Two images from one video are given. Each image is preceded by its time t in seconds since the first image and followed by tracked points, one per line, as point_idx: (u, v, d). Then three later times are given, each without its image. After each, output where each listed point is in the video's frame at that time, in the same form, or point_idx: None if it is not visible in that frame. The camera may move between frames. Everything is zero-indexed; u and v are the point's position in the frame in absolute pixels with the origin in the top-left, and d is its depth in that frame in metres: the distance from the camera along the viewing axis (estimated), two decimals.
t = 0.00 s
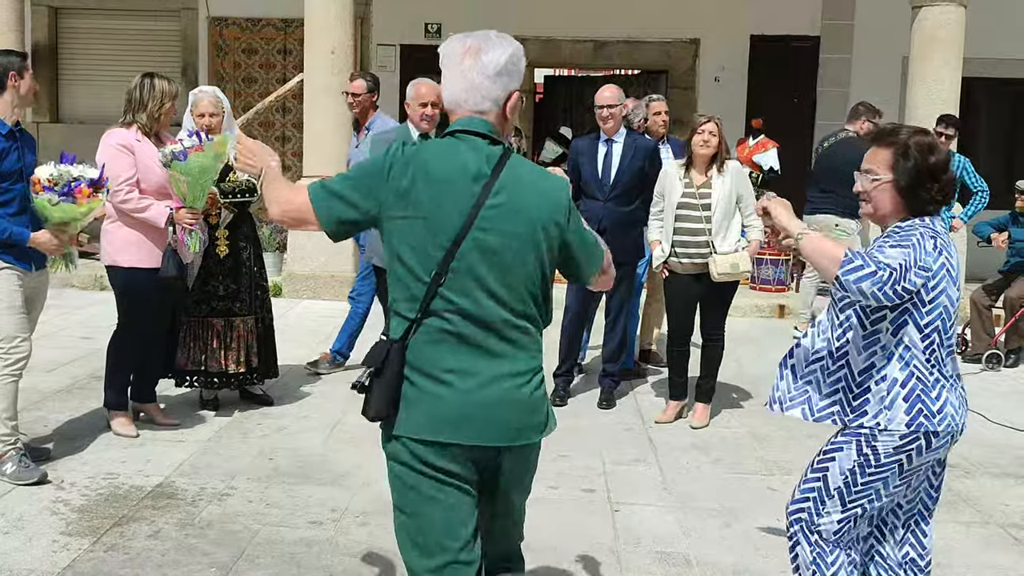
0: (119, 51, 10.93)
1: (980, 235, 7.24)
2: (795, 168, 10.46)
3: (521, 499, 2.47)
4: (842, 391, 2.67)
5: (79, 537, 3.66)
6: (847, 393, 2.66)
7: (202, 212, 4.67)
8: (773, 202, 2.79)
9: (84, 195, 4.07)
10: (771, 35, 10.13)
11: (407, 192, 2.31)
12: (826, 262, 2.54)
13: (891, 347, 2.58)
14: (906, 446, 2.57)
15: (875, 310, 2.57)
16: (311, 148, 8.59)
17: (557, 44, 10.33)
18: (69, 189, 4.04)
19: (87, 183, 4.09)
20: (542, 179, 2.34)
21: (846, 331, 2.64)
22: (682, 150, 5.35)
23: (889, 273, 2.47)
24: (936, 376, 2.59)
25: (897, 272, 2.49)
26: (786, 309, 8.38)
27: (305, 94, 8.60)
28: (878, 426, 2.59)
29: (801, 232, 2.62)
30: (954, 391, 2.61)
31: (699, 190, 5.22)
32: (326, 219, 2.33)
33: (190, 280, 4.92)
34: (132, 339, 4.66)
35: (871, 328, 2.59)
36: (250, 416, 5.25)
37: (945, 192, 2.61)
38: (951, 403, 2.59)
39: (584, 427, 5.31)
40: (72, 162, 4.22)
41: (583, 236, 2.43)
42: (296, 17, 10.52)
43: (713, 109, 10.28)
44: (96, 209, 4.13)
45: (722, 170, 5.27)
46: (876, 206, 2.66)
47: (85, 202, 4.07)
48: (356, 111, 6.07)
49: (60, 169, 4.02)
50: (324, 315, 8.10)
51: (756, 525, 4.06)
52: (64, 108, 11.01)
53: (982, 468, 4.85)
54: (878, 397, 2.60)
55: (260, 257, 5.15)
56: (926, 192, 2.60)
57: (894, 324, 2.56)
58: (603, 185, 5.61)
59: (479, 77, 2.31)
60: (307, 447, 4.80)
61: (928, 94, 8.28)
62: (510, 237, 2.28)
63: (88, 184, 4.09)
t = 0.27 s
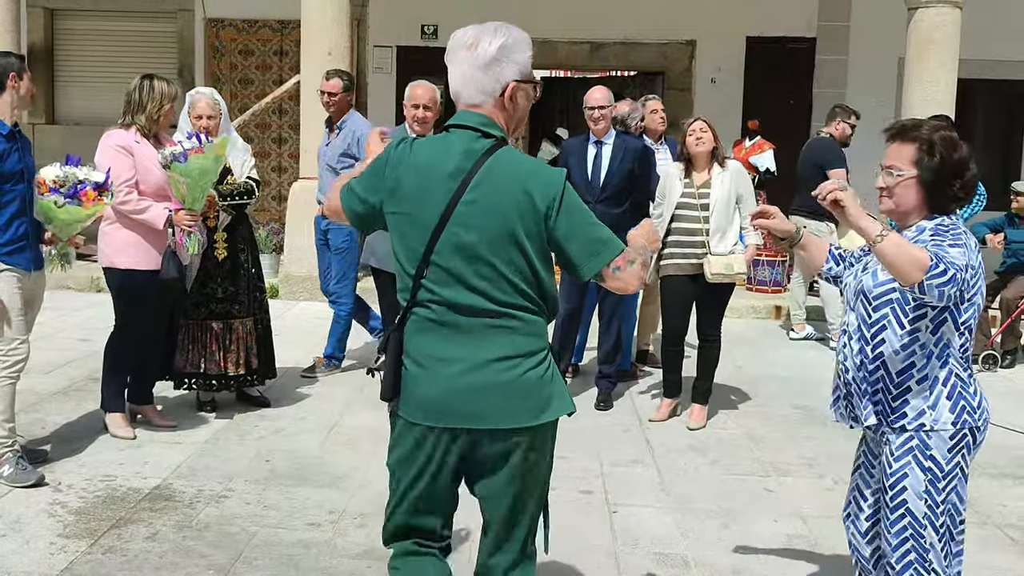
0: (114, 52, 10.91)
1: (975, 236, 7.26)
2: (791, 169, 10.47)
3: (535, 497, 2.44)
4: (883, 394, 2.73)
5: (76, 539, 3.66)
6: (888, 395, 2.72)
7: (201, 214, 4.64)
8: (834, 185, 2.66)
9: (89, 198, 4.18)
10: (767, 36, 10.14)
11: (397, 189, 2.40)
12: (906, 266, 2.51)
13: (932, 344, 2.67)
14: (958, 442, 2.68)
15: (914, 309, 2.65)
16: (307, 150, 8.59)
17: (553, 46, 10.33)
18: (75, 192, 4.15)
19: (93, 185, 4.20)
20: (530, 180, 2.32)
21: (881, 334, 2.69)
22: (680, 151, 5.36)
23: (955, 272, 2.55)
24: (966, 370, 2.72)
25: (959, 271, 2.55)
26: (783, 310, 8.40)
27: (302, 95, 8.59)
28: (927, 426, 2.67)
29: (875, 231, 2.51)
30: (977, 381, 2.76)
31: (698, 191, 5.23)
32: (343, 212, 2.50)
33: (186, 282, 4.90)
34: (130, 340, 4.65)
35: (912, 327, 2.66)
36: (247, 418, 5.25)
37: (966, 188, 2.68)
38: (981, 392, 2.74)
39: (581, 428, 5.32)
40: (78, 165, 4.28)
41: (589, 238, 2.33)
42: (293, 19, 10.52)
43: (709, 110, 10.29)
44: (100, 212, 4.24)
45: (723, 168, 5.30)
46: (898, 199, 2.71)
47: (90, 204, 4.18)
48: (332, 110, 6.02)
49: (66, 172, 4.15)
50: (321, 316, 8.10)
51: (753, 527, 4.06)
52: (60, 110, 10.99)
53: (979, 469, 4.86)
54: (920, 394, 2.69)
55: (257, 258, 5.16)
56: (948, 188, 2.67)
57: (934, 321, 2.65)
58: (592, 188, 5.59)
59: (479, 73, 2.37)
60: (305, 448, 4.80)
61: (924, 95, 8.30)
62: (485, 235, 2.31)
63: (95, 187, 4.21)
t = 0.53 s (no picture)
0: (113, 53, 10.90)
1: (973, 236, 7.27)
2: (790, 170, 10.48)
3: (520, 470, 2.53)
4: (905, 400, 2.70)
5: (75, 540, 3.65)
6: (912, 401, 2.69)
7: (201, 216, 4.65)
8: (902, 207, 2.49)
9: (96, 208, 4.17)
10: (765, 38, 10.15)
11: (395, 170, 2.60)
12: (956, 281, 2.52)
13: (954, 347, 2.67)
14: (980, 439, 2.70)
15: (938, 311, 2.65)
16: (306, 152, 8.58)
17: (551, 47, 10.33)
18: (82, 203, 4.16)
19: (100, 195, 4.20)
20: (487, 145, 2.42)
21: (904, 338, 2.68)
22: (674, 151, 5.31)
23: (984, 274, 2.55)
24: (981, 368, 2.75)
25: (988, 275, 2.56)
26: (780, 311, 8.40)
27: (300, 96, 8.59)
28: (950, 427, 2.68)
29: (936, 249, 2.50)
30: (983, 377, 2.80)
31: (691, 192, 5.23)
32: (366, 187, 2.73)
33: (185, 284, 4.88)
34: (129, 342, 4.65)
35: (935, 331, 2.65)
36: (246, 419, 5.25)
37: (978, 191, 2.69)
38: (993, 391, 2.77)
39: (580, 429, 5.32)
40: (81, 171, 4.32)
41: (554, 193, 2.38)
42: (291, 20, 10.50)
43: (707, 111, 10.29)
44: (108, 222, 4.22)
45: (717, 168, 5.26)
46: (910, 192, 2.73)
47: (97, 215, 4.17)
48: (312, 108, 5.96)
49: (74, 183, 4.16)
50: (319, 317, 8.09)
51: (753, 528, 4.06)
52: (58, 111, 10.98)
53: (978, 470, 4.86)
54: (945, 396, 2.68)
55: (255, 259, 5.16)
56: (961, 188, 2.68)
57: (955, 324, 2.66)
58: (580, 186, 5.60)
59: (469, 57, 2.48)
60: (304, 449, 4.79)
61: (921, 96, 8.31)
62: (450, 203, 2.45)
63: (101, 197, 4.21)
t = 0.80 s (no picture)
0: (112, 54, 10.90)
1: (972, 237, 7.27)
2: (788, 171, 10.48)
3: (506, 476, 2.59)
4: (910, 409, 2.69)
5: (75, 541, 3.65)
6: (917, 411, 2.69)
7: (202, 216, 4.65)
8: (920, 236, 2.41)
9: (98, 211, 4.18)
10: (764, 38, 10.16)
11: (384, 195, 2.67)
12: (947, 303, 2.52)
13: (957, 355, 2.67)
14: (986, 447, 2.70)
15: (940, 321, 2.64)
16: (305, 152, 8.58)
17: (551, 48, 10.32)
18: (84, 205, 4.16)
19: (102, 199, 4.20)
20: (452, 174, 2.47)
21: (907, 348, 2.68)
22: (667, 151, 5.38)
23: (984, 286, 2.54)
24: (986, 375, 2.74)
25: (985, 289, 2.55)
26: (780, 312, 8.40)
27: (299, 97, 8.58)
28: (957, 435, 2.68)
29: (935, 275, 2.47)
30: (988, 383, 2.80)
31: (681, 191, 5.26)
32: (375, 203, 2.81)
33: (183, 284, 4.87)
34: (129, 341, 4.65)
35: (937, 341, 2.65)
36: (246, 420, 5.25)
37: (981, 203, 2.70)
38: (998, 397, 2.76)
39: (579, 429, 5.32)
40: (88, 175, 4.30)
41: (514, 223, 2.38)
42: (290, 20, 10.48)
43: (706, 112, 10.30)
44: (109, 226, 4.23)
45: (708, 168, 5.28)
46: (913, 201, 2.71)
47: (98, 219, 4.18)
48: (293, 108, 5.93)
49: (76, 184, 4.15)
50: (318, 318, 8.09)
51: (753, 528, 4.07)
52: (57, 112, 10.98)
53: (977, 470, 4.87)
54: (950, 404, 2.69)
55: (254, 259, 5.17)
56: (964, 199, 2.68)
57: (957, 333, 2.66)
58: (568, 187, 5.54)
59: (446, 92, 2.53)
60: (303, 450, 4.79)
61: (920, 97, 8.31)
62: (422, 232, 2.51)
63: (104, 201, 4.21)
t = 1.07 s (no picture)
0: (111, 55, 10.90)
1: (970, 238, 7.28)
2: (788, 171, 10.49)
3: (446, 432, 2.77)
4: (900, 405, 2.71)
5: (75, 542, 3.65)
6: (905, 407, 2.70)
7: (202, 218, 4.66)
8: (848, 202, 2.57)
9: (98, 200, 4.18)
10: (763, 39, 10.17)
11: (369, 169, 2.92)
12: (913, 272, 2.49)
13: (949, 354, 2.67)
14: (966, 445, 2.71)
15: (936, 320, 2.64)
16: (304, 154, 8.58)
17: (550, 49, 10.33)
18: (83, 194, 4.17)
19: (102, 188, 4.20)
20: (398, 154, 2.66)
21: (900, 345, 2.68)
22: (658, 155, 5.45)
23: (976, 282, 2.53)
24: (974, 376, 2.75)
25: (975, 282, 2.52)
26: (779, 313, 8.41)
27: (299, 99, 8.58)
28: (942, 434, 2.69)
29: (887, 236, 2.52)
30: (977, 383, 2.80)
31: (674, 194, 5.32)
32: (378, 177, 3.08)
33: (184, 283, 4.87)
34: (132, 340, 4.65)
35: (931, 338, 2.65)
36: (246, 420, 5.25)
37: (975, 198, 2.67)
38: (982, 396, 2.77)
39: (578, 430, 5.33)
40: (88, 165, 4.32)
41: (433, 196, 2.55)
42: (289, 21, 10.48)
43: (704, 112, 10.31)
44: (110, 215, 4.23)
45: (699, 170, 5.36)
46: (907, 196, 2.72)
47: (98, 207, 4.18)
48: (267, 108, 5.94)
49: (75, 174, 4.17)
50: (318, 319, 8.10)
51: (752, 529, 4.07)
52: (57, 114, 10.99)
53: (976, 470, 4.87)
54: (937, 404, 2.69)
55: (254, 259, 5.18)
56: (958, 193, 2.66)
57: (952, 332, 2.66)
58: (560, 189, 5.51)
59: (428, 81, 2.72)
60: (303, 450, 4.80)
61: (919, 98, 8.32)
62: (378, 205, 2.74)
63: (104, 189, 4.21)
